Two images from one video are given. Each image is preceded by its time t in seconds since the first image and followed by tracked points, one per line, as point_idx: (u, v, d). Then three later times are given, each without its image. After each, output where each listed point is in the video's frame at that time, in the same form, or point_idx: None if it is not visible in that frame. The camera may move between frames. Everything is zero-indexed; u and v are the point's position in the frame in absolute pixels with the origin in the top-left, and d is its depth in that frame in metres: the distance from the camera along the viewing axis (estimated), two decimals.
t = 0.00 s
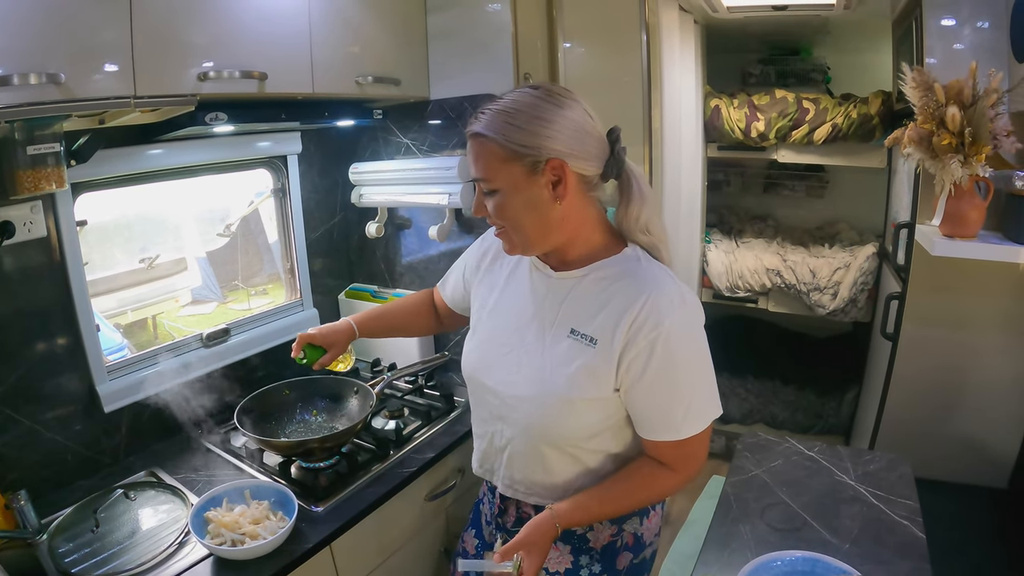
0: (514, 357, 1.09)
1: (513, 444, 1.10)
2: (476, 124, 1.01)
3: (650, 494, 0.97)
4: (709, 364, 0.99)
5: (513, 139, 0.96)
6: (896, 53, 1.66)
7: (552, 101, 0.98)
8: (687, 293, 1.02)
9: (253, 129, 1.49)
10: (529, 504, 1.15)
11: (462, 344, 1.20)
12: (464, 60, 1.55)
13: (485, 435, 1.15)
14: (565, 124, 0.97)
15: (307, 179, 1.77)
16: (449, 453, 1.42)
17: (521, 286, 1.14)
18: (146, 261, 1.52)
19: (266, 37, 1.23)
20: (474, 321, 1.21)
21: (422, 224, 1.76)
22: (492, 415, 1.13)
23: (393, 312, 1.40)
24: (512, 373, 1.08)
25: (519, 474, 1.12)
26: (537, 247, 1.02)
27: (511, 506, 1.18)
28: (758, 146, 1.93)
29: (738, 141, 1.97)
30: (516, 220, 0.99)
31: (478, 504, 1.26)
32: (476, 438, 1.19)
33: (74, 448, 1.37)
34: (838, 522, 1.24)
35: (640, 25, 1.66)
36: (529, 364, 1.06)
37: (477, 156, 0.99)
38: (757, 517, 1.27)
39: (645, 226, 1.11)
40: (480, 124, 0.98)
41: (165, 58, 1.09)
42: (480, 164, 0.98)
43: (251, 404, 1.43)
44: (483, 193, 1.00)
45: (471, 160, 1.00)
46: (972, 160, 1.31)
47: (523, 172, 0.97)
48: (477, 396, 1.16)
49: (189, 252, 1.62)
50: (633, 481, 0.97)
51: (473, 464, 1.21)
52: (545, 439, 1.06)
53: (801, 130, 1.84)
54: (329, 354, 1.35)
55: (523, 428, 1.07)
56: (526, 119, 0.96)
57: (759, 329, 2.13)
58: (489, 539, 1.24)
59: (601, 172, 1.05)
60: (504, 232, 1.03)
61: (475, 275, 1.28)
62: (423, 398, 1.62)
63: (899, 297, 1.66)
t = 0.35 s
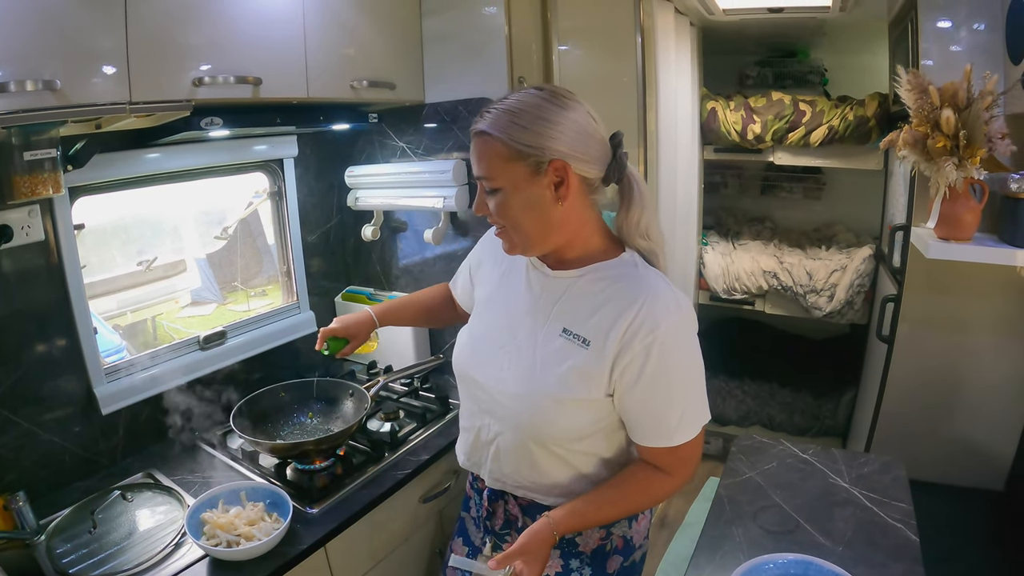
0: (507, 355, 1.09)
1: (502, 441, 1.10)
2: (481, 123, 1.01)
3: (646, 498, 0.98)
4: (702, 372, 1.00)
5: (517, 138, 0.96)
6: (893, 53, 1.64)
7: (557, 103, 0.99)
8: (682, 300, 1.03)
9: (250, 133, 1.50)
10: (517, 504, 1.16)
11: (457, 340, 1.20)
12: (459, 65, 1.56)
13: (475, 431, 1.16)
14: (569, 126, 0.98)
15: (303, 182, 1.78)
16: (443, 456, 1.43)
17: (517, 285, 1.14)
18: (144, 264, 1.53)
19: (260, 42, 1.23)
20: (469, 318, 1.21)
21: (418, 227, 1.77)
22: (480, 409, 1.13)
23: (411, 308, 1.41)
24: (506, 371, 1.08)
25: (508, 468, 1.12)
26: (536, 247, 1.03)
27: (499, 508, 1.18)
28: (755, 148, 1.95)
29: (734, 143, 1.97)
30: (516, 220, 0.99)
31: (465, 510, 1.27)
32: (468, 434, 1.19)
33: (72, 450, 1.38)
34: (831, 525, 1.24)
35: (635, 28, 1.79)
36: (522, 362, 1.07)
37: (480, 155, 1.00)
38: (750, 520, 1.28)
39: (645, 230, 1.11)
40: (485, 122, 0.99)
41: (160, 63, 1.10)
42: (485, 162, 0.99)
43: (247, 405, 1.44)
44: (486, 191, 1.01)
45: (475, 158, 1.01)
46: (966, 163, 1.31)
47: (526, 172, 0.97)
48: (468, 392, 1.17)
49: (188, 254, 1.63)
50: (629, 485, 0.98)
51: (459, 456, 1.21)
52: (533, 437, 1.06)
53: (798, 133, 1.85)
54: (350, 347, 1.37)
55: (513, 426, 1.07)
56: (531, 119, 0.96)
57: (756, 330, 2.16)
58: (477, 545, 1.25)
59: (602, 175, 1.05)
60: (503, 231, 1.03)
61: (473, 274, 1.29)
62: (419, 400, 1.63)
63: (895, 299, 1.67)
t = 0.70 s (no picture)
0: (520, 352, 1.09)
1: (511, 440, 1.11)
2: (501, 121, 1.02)
3: (646, 502, 0.97)
4: (712, 374, 1.00)
5: (537, 137, 0.97)
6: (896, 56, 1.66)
7: (576, 103, 1.00)
8: (695, 301, 1.03)
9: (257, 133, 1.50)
10: (526, 504, 1.16)
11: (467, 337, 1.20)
12: (466, 66, 1.56)
13: (485, 430, 1.16)
14: (588, 125, 0.99)
15: (309, 182, 1.79)
16: (449, 456, 1.44)
17: (529, 283, 1.15)
18: (149, 263, 1.53)
19: (268, 42, 1.24)
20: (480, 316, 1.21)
21: (424, 227, 1.78)
22: (489, 408, 1.14)
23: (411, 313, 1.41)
24: (519, 368, 1.08)
25: (517, 468, 1.13)
26: (551, 246, 1.03)
27: (508, 509, 1.19)
28: (758, 149, 1.94)
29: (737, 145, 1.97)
30: (534, 218, 1.00)
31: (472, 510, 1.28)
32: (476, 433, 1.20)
33: (78, 449, 1.38)
34: (835, 524, 1.25)
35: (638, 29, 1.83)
36: (534, 360, 1.07)
37: (500, 153, 1.00)
38: (755, 519, 1.28)
39: (656, 232, 1.12)
40: (505, 121, 1.00)
41: (169, 63, 1.10)
42: (503, 160, 1.00)
43: (258, 403, 1.45)
44: (503, 189, 1.01)
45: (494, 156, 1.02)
46: (969, 164, 1.32)
47: (545, 171, 0.98)
48: (478, 389, 1.17)
49: (190, 254, 1.63)
50: (629, 488, 0.97)
51: (466, 458, 1.23)
52: (544, 435, 1.07)
53: (800, 134, 1.85)
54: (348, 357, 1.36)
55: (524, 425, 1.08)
56: (551, 119, 0.97)
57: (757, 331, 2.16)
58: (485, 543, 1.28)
59: (618, 176, 1.06)
60: (519, 230, 1.04)
61: (481, 273, 1.29)
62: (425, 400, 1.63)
63: (897, 300, 1.68)
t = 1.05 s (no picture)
0: (526, 348, 1.08)
1: (517, 438, 1.10)
2: (513, 110, 1.01)
3: (650, 495, 0.96)
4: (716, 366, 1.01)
5: (554, 128, 0.96)
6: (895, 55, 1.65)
7: (590, 96, 1.00)
8: (700, 294, 1.04)
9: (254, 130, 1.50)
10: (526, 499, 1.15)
11: (468, 335, 1.18)
12: (463, 63, 1.56)
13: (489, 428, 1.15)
14: (600, 117, 0.98)
15: (306, 179, 1.78)
16: (445, 453, 1.43)
17: (532, 279, 1.13)
18: (146, 260, 1.53)
19: (265, 38, 1.23)
20: (480, 314, 1.19)
21: (421, 225, 1.77)
22: (494, 406, 1.13)
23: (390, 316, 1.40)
24: (526, 364, 1.07)
25: (520, 468, 1.12)
26: (562, 239, 1.03)
27: (510, 507, 1.18)
28: (756, 148, 1.95)
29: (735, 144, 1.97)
30: (548, 210, 0.99)
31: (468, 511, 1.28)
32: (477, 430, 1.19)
33: (73, 447, 1.37)
34: (833, 522, 1.24)
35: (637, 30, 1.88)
36: (541, 355, 1.06)
37: (514, 142, 0.99)
38: (753, 517, 1.28)
39: (662, 228, 1.12)
40: (519, 110, 0.98)
41: (166, 59, 1.10)
42: (515, 150, 0.98)
43: (250, 401, 1.43)
44: (514, 181, 1.00)
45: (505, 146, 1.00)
46: (967, 162, 1.33)
47: (561, 162, 0.97)
48: (481, 389, 1.15)
49: (188, 253, 1.63)
50: (633, 479, 0.96)
51: (468, 459, 1.22)
52: (552, 432, 1.06)
53: (798, 133, 1.85)
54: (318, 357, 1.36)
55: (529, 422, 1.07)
56: (567, 110, 0.97)
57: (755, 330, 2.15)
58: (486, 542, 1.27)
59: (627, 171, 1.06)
60: (529, 221, 1.02)
61: (477, 271, 1.28)
62: (421, 398, 1.63)
63: (895, 299, 1.67)
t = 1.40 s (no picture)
0: (526, 341, 1.07)
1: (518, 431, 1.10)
2: (580, 87, 1.02)
3: (637, 493, 0.93)
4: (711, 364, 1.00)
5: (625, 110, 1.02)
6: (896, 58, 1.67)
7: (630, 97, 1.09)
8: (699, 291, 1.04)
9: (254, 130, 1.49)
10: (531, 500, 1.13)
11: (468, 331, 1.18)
12: (465, 63, 1.56)
13: (487, 423, 1.15)
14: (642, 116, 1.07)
15: (306, 179, 1.78)
16: (446, 455, 1.43)
17: (531, 273, 1.12)
18: (145, 260, 1.52)
19: (267, 37, 1.23)
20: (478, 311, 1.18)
21: (421, 225, 1.77)
22: (493, 400, 1.13)
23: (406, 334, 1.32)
24: (527, 357, 1.06)
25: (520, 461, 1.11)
26: (608, 220, 1.05)
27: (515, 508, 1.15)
28: (756, 150, 1.93)
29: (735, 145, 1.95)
30: (611, 187, 1.02)
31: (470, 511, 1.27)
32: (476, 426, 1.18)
33: (72, 448, 1.36)
34: (835, 524, 1.24)
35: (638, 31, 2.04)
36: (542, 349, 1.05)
37: (589, 114, 1.00)
38: (755, 519, 1.27)
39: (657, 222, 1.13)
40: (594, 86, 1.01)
41: (166, 57, 1.09)
42: (585, 122, 1.00)
43: (250, 403, 1.43)
44: (586, 153, 1.00)
45: (571, 119, 1.00)
46: (970, 164, 1.33)
47: (626, 143, 1.02)
48: (480, 384, 1.14)
49: (186, 254, 1.61)
50: (623, 474, 0.93)
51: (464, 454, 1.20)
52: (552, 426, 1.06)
53: (799, 134, 1.85)
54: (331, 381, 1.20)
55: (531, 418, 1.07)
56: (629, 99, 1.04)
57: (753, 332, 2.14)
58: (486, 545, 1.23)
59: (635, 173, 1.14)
60: (586, 197, 1.02)
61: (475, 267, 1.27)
62: (422, 399, 1.62)
63: (896, 300, 1.66)
